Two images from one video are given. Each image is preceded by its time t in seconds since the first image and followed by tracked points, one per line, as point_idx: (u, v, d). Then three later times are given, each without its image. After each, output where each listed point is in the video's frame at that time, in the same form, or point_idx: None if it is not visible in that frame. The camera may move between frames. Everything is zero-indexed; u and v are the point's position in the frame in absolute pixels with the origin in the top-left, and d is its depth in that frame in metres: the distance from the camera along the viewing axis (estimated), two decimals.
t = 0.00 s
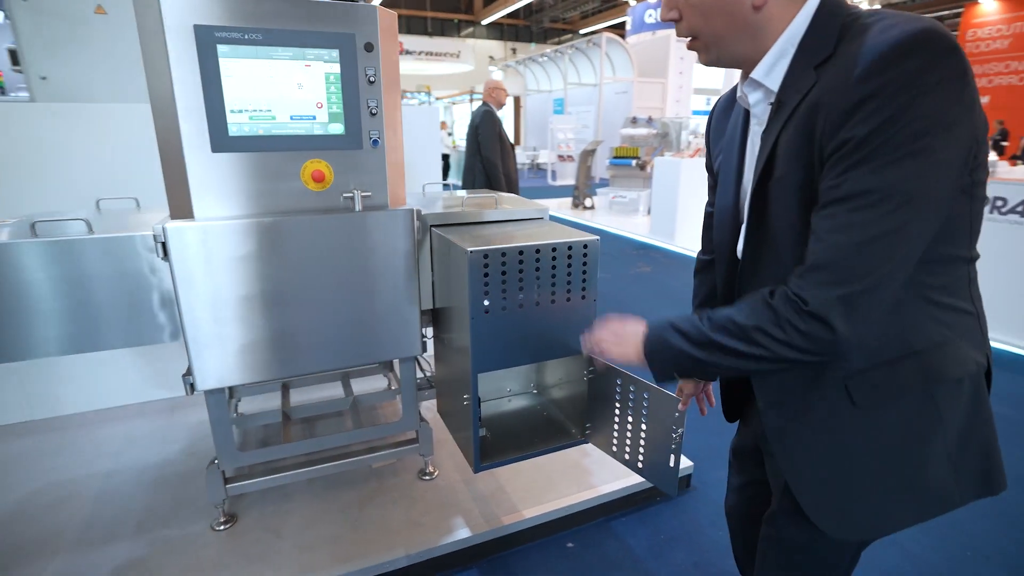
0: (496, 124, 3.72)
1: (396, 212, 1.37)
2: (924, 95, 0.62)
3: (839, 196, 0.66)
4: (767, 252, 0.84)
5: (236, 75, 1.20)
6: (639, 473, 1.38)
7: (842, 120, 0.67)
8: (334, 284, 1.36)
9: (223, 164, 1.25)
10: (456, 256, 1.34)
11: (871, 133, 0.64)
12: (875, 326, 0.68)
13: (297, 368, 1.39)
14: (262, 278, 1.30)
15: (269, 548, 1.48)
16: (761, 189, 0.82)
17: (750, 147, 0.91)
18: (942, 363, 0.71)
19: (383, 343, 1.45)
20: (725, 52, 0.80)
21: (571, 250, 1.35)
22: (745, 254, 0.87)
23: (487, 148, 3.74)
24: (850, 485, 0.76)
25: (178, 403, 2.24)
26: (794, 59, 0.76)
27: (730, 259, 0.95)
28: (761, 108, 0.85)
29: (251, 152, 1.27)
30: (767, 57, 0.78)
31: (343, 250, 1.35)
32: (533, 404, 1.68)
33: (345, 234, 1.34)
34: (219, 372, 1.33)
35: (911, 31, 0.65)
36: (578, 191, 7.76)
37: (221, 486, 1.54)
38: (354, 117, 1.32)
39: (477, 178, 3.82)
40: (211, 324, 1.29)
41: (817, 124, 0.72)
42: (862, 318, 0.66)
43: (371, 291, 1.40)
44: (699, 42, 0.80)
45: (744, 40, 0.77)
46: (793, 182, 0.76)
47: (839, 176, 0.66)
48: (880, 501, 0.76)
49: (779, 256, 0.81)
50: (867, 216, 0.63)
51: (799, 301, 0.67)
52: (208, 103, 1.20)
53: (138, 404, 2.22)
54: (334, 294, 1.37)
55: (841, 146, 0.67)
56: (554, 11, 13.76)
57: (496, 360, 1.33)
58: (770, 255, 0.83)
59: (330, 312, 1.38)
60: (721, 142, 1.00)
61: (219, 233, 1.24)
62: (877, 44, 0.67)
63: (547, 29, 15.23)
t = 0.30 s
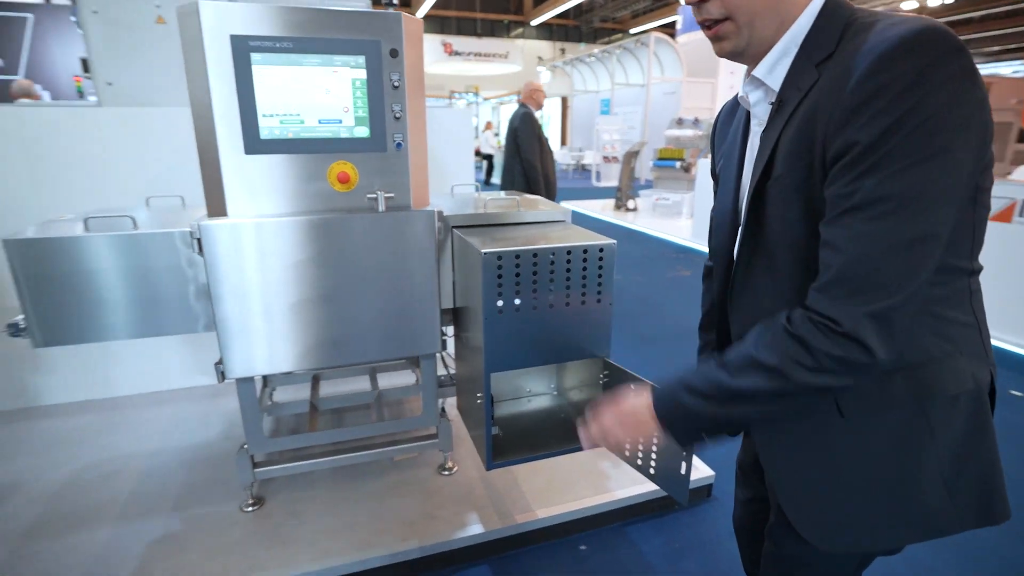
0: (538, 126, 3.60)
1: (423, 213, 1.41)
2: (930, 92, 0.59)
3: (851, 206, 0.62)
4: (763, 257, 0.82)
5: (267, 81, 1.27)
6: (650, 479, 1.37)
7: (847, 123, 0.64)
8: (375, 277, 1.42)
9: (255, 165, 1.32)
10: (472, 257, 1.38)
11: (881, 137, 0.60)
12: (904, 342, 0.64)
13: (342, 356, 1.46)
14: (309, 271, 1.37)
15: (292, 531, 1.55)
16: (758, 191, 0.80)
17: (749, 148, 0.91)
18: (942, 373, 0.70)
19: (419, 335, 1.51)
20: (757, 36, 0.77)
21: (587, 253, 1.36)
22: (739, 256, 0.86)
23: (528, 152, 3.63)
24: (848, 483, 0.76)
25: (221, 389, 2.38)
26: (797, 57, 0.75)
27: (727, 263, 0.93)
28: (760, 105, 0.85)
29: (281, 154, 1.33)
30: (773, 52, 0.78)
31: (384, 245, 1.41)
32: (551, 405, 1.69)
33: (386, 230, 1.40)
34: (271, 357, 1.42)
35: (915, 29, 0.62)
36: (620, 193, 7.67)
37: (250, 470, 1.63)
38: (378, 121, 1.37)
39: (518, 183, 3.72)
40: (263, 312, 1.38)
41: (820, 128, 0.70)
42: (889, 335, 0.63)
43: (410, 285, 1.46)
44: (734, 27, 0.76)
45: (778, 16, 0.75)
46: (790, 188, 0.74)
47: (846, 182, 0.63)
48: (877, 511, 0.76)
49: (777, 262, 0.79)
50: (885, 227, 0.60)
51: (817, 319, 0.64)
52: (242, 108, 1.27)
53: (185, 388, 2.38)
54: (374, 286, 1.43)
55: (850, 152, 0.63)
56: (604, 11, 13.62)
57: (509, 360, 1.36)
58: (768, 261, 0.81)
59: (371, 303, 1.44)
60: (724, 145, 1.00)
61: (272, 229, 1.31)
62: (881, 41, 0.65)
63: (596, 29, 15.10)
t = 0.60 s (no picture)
0: (580, 129, 3.57)
1: (453, 221, 1.44)
2: None
3: (981, 224, 0.55)
4: (800, 284, 0.76)
5: (306, 93, 1.33)
6: (670, 493, 1.35)
7: (941, 136, 0.58)
8: (411, 282, 1.47)
9: (293, 172, 1.38)
10: (500, 265, 1.40)
11: (1001, 146, 0.54)
12: None
13: (382, 356, 1.51)
14: (353, 274, 1.43)
15: (321, 524, 1.62)
16: (800, 212, 0.74)
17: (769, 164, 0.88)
18: None
19: (452, 338, 1.55)
20: (825, 42, 0.73)
21: (612, 264, 1.35)
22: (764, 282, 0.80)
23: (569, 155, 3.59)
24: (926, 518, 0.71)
25: (263, 382, 2.50)
26: (835, 73, 0.73)
27: (749, 283, 0.90)
28: (791, 119, 0.82)
29: (318, 162, 1.39)
30: (811, 66, 0.76)
31: (420, 251, 1.45)
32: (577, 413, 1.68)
33: (423, 237, 1.44)
34: (318, 355, 1.48)
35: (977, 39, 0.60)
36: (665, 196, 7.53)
37: (283, 462, 1.70)
38: (411, 130, 1.41)
39: (559, 186, 3.68)
40: (309, 312, 1.44)
41: (894, 143, 0.64)
42: None
43: (444, 289, 1.49)
44: (814, 23, 0.71)
45: (843, 22, 0.73)
46: (846, 209, 0.69)
47: (961, 200, 0.56)
48: (926, 545, 0.73)
49: (822, 290, 0.74)
50: None
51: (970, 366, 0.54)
52: (283, 118, 1.34)
53: (231, 380, 2.51)
54: (411, 290, 1.47)
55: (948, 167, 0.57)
56: (656, 10, 13.38)
57: (531, 368, 1.36)
58: (812, 291, 0.75)
59: (407, 306, 1.48)
60: (737, 159, 0.98)
61: (322, 234, 1.38)
62: (937, 55, 0.63)
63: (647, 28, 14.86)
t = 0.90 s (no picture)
0: (608, 134, 3.55)
1: (476, 233, 1.46)
2: None
3: None
4: (833, 310, 0.75)
5: (335, 108, 1.38)
6: (685, 509, 1.35)
7: (1000, 166, 0.57)
8: (436, 292, 1.50)
9: (321, 184, 1.43)
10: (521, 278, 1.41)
11: None
12: None
13: (408, 364, 1.55)
14: (383, 284, 1.47)
15: (343, 524, 1.66)
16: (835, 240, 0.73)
17: (792, 187, 0.86)
18: None
19: (474, 347, 1.58)
20: (849, 78, 0.73)
21: (632, 279, 1.35)
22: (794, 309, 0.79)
23: (597, 160, 3.58)
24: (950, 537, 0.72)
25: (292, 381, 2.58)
26: (868, 101, 0.72)
27: (770, 307, 0.89)
28: (824, 144, 0.79)
29: (346, 175, 1.43)
30: (845, 93, 0.74)
31: (444, 264, 1.48)
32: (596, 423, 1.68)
33: (446, 250, 1.47)
34: (347, 362, 1.53)
35: None
36: (695, 199, 7.42)
37: (309, 463, 1.76)
38: (436, 144, 1.44)
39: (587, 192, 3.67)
40: (341, 320, 1.49)
41: (943, 173, 0.63)
42: None
43: (467, 299, 1.52)
44: (838, 58, 0.71)
45: (873, 60, 0.72)
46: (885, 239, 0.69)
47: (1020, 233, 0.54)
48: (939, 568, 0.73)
49: (858, 318, 0.73)
50: None
51: None
52: (313, 133, 1.38)
53: (262, 379, 2.60)
54: (435, 300, 1.50)
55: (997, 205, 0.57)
56: (690, 9, 13.19)
57: (549, 380, 1.38)
58: (845, 318, 0.74)
59: (431, 315, 1.52)
60: (754, 176, 0.96)
61: (353, 244, 1.42)
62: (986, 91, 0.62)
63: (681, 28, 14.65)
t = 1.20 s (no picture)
0: (614, 143, 3.56)
1: (481, 250, 1.48)
2: None
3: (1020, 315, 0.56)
4: (823, 346, 0.77)
5: (343, 129, 1.40)
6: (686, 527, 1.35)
7: (982, 217, 0.60)
8: (441, 308, 1.52)
9: (329, 202, 1.45)
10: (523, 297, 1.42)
11: None
12: None
13: (413, 378, 1.58)
14: (390, 301, 1.49)
15: (348, 535, 1.69)
16: (826, 277, 0.75)
17: (785, 223, 0.90)
18: None
19: (478, 362, 1.60)
20: (844, 118, 0.76)
21: (634, 299, 1.36)
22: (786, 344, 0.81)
23: (602, 168, 3.58)
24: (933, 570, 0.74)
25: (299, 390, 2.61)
26: (858, 143, 0.75)
27: (764, 339, 0.91)
28: (814, 183, 0.83)
29: (352, 194, 1.46)
30: (834, 137, 0.77)
31: (448, 281, 1.50)
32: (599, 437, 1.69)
33: (451, 268, 1.49)
34: (354, 376, 1.55)
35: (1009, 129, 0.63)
36: (703, 204, 7.38)
37: (315, 474, 1.78)
38: (442, 163, 1.46)
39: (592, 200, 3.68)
40: (349, 335, 1.51)
41: (928, 219, 0.66)
42: None
43: (471, 316, 1.54)
44: (834, 97, 0.74)
45: (864, 101, 0.76)
46: (873, 280, 0.71)
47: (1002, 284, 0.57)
48: None
49: (846, 355, 0.75)
50: None
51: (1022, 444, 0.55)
52: (320, 153, 1.41)
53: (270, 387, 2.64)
54: (441, 316, 1.53)
55: (979, 254, 0.59)
56: (700, 12, 13.14)
57: (551, 398, 1.39)
58: (834, 354, 0.76)
59: (436, 331, 1.54)
60: (751, 209, 0.99)
61: (363, 261, 1.44)
62: (968, 140, 0.65)
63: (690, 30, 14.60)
